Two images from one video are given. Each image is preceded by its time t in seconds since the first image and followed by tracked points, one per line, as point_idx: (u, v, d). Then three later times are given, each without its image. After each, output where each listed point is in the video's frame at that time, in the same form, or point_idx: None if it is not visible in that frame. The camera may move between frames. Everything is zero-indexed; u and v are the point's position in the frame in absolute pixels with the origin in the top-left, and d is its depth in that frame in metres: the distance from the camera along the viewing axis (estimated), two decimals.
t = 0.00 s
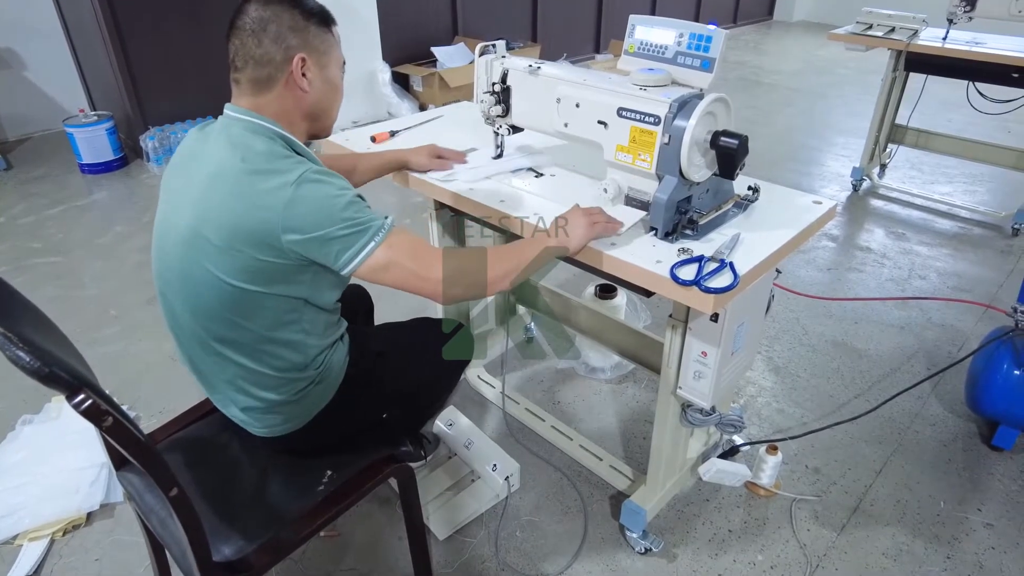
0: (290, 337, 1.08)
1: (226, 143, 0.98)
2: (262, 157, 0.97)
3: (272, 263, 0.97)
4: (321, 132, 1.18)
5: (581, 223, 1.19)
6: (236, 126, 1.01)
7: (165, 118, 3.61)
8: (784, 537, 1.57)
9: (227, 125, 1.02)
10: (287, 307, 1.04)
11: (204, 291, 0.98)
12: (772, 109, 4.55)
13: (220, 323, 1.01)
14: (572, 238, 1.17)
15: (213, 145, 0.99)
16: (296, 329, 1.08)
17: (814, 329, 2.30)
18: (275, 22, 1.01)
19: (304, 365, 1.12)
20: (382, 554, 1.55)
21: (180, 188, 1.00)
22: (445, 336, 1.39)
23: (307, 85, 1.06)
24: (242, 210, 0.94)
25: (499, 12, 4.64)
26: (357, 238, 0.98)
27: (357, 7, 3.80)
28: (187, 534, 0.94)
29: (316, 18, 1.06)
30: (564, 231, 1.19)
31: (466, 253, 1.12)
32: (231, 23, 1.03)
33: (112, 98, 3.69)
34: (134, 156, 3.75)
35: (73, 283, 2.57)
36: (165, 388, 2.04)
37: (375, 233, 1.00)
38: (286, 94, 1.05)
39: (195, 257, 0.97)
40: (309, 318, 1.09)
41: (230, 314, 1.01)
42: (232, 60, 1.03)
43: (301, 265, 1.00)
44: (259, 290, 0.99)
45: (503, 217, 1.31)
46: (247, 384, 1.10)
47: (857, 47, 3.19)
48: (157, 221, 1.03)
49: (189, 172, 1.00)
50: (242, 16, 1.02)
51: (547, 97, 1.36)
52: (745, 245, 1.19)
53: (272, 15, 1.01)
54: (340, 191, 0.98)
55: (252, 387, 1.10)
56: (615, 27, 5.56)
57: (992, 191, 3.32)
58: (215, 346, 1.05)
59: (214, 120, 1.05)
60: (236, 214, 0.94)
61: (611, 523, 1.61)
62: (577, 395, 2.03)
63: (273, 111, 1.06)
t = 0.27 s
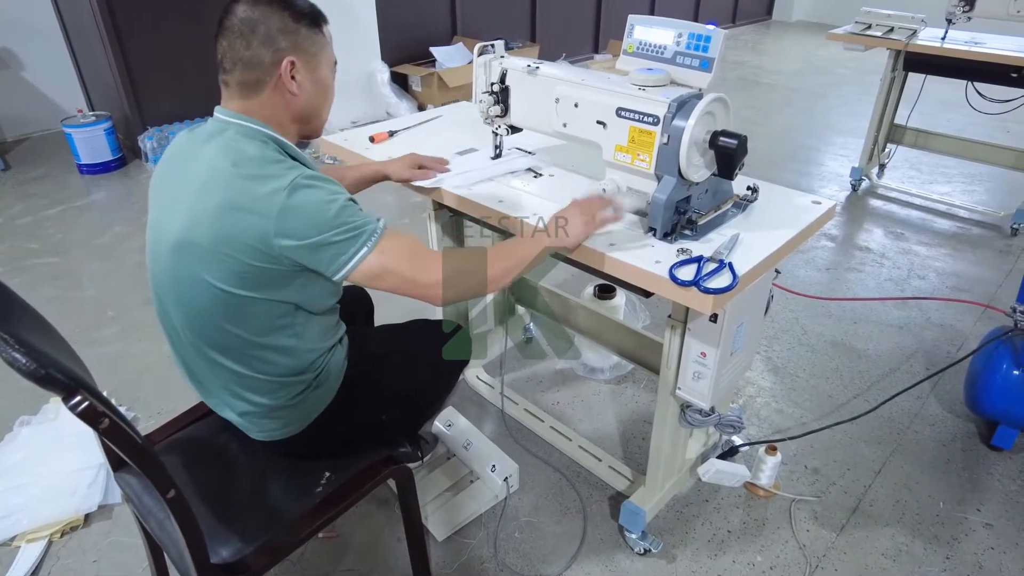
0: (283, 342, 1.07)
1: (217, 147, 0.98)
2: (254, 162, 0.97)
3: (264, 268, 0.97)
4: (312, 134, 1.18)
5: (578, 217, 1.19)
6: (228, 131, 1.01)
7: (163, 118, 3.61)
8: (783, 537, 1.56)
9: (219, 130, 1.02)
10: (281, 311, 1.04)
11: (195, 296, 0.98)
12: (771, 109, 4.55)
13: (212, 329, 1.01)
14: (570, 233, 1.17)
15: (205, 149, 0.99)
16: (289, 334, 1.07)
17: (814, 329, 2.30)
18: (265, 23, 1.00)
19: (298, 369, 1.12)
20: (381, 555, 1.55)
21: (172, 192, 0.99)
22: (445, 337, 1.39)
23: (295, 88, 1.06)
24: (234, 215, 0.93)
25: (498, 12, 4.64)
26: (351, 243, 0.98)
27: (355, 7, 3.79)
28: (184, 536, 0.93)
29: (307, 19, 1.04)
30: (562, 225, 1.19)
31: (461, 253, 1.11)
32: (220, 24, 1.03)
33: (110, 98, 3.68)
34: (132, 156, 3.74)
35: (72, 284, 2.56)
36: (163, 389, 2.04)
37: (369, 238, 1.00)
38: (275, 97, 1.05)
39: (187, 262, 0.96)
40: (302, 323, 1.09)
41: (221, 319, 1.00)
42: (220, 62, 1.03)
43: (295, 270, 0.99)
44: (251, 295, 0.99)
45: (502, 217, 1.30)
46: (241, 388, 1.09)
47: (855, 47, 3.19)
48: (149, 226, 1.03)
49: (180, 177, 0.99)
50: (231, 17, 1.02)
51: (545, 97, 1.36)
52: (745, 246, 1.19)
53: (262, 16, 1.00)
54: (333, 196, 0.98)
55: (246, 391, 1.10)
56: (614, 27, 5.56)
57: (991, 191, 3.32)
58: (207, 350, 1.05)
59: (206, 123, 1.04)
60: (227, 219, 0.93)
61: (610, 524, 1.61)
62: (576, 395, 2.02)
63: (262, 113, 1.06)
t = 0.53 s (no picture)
0: (278, 344, 1.07)
1: (209, 148, 0.98)
2: (246, 162, 0.96)
3: (257, 269, 0.97)
4: (306, 134, 1.18)
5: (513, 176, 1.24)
6: (221, 132, 1.01)
7: (161, 118, 3.60)
8: (783, 538, 1.56)
9: (212, 131, 1.01)
10: (275, 312, 1.03)
11: (189, 298, 0.98)
12: (770, 109, 4.55)
13: (207, 330, 1.01)
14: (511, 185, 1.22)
15: (197, 150, 0.99)
16: (285, 335, 1.07)
17: (813, 330, 2.30)
18: (257, 27, 1.00)
19: (294, 370, 1.11)
20: (379, 556, 1.54)
21: (165, 194, 0.99)
22: (445, 337, 1.39)
23: (288, 92, 1.06)
24: (226, 216, 0.93)
25: (497, 12, 4.63)
26: (344, 244, 0.98)
27: (354, 8, 3.79)
28: (182, 537, 0.93)
29: (299, 22, 1.04)
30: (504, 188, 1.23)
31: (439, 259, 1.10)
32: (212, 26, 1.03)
33: (109, 99, 3.68)
34: (130, 156, 3.74)
35: (70, 284, 2.56)
36: (162, 390, 2.03)
37: (358, 240, 0.99)
38: (268, 100, 1.05)
39: (181, 263, 0.96)
40: (297, 324, 1.08)
41: (216, 321, 1.00)
42: (213, 64, 1.03)
43: (289, 271, 0.99)
44: (245, 296, 0.99)
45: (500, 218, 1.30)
46: (236, 390, 1.09)
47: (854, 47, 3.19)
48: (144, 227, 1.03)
49: (175, 178, 0.99)
50: (230, 18, 1.01)
51: (544, 97, 1.36)
52: (743, 246, 1.19)
53: (255, 19, 1.00)
54: (325, 198, 0.98)
55: (241, 392, 1.09)
56: (613, 27, 5.56)
57: (990, 191, 3.32)
58: (203, 352, 1.04)
59: (199, 124, 1.04)
60: (219, 220, 0.93)
61: (609, 525, 1.61)
62: (575, 396, 2.02)
63: (256, 116, 1.06)
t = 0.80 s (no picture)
0: (274, 344, 1.07)
1: (207, 148, 0.98)
2: (244, 162, 0.96)
3: (253, 269, 0.97)
4: (307, 138, 1.18)
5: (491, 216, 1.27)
6: (220, 132, 1.01)
7: (160, 119, 3.60)
8: (782, 539, 1.56)
9: (211, 131, 1.01)
10: (271, 312, 1.03)
11: (185, 297, 0.98)
12: (769, 110, 4.55)
13: (202, 330, 1.00)
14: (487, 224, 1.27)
15: (195, 149, 0.99)
16: (280, 336, 1.07)
17: (812, 330, 2.30)
18: (263, 36, 0.99)
19: (291, 371, 1.11)
20: (378, 556, 1.55)
21: (163, 194, 0.99)
22: (445, 337, 1.39)
23: (292, 101, 1.06)
24: (223, 216, 0.93)
25: (496, 12, 4.63)
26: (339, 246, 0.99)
27: (353, 8, 3.78)
28: (179, 538, 0.93)
29: (305, 32, 1.03)
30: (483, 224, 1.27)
31: (432, 269, 1.16)
32: (218, 31, 1.02)
33: (108, 99, 3.67)
34: (129, 157, 3.73)
35: (69, 285, 2.56)
36: (160, 390, 2.03)
37: (354, 247, 1.01)
38: (270, 106, 1.05)
39: (178, 262, 0.96)
40: (293, 325, 1.08)
41: (211, 321, 1.00)
42: (217, 70, 1.03)
43: (284, 271, 0.99)
44: (240, 297, 0.99)
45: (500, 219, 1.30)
46: (233, 390, 1.09)
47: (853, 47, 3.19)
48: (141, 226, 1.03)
49: (172, 177, 0.99)
50: (229, 18, 1.01)
51: (543, 98, 1.36)
52: (742, 246, 1.19)
53: (262, 27, 0.99)
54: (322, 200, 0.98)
55: (238, 393, 1.09)
56: (612, 27, 5.56)
57: (988, 191, 3.32)
58: (199, 352, 1.04)
59: (198, 124, 1.04)
60: (217, 220, 0.93)
61: (608, 525, 1.61)
62: (574, 396, 2.02)
63: (258, 121, 1.06)
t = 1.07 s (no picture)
0: (271, 345, 1.07)
1: (206, 148, 0.98)
2: (243, 163, 0.96)
3: (250, 269, 0.97)
4: (307, 138, 1.18)
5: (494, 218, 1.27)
6: (219, 132, 1.01)
7: (159, 119, 3.60)
8: (781, 539, 1.56)
9: (211, 131, 1.01)
10: (268, 313, 1.03)
11: (182, 297, 0.98)
12: (768, 109, 4.55)
13: (199, 330, 1.00)
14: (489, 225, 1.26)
15: (195, 149, 0.99)
16: (278, 337, 1.07)
17: (811, 330, 2.30)
18: (263, 37, 0.99)
19: (289, 372, 1.11)
20: (377, 556, 1.54)
21: (162, 193, 0.99)
22: (445, 336, 1.39)
23: (292, 103, 1.06)
24: (220, 216, 0.93)
25: (495, 12, 4.63)
26: (336, 248, 0.99)
27: (352, 8, 3.78)
28: (178, 540, 0.93)
29: (305, 34, 1.02)
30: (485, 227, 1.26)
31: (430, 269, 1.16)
32: (218, 30, 1.02)
33: (106, 100, 3.67)
34: (128, 157, 3.73)
35: (67, 285, 2.55)
36: (159, 391, 2.03)
37: (352, 248, 1.01)
38: (271, 108, 1.05)
39: (175, 261, 0.96)
40: (291, 326, 1.08)
41: (208, 322, 1.00)
42: (217, 71, 1.02)
43: (281, 273, 0.99)
44: (237, 297, 0.98)
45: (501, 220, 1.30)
46: (231, 390, 1.09)
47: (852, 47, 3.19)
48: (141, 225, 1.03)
49: (171, 176, 0.99)
50: (228, 19, 1.01)
51: (542, 98, 1.36)
52: (741, 246, 1.19)
53: (262, 29, 0.99)
54: (320, 201, 0.98)
55: (236, 393, 1.09)
56: (611, 27, 5.56)
57: (987, 191, 3.33)
58: (197, 352, 1.04)
59: (198, 124, 1.04)
60: (215, 220, 0.93)
61: (607, 525, 1.61)
62: (573, 396, 2.02)
63: (258, 122, 1.06)
